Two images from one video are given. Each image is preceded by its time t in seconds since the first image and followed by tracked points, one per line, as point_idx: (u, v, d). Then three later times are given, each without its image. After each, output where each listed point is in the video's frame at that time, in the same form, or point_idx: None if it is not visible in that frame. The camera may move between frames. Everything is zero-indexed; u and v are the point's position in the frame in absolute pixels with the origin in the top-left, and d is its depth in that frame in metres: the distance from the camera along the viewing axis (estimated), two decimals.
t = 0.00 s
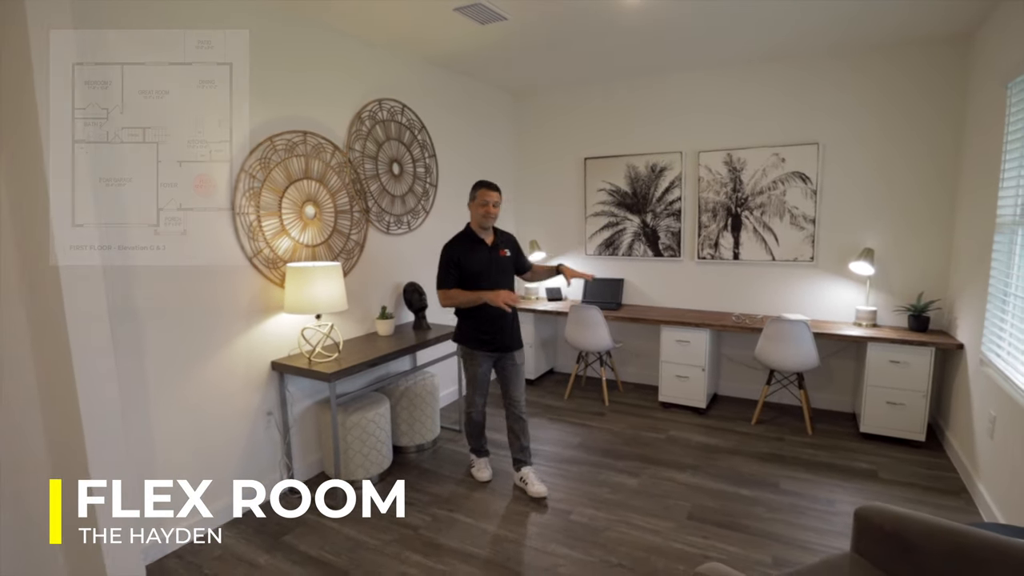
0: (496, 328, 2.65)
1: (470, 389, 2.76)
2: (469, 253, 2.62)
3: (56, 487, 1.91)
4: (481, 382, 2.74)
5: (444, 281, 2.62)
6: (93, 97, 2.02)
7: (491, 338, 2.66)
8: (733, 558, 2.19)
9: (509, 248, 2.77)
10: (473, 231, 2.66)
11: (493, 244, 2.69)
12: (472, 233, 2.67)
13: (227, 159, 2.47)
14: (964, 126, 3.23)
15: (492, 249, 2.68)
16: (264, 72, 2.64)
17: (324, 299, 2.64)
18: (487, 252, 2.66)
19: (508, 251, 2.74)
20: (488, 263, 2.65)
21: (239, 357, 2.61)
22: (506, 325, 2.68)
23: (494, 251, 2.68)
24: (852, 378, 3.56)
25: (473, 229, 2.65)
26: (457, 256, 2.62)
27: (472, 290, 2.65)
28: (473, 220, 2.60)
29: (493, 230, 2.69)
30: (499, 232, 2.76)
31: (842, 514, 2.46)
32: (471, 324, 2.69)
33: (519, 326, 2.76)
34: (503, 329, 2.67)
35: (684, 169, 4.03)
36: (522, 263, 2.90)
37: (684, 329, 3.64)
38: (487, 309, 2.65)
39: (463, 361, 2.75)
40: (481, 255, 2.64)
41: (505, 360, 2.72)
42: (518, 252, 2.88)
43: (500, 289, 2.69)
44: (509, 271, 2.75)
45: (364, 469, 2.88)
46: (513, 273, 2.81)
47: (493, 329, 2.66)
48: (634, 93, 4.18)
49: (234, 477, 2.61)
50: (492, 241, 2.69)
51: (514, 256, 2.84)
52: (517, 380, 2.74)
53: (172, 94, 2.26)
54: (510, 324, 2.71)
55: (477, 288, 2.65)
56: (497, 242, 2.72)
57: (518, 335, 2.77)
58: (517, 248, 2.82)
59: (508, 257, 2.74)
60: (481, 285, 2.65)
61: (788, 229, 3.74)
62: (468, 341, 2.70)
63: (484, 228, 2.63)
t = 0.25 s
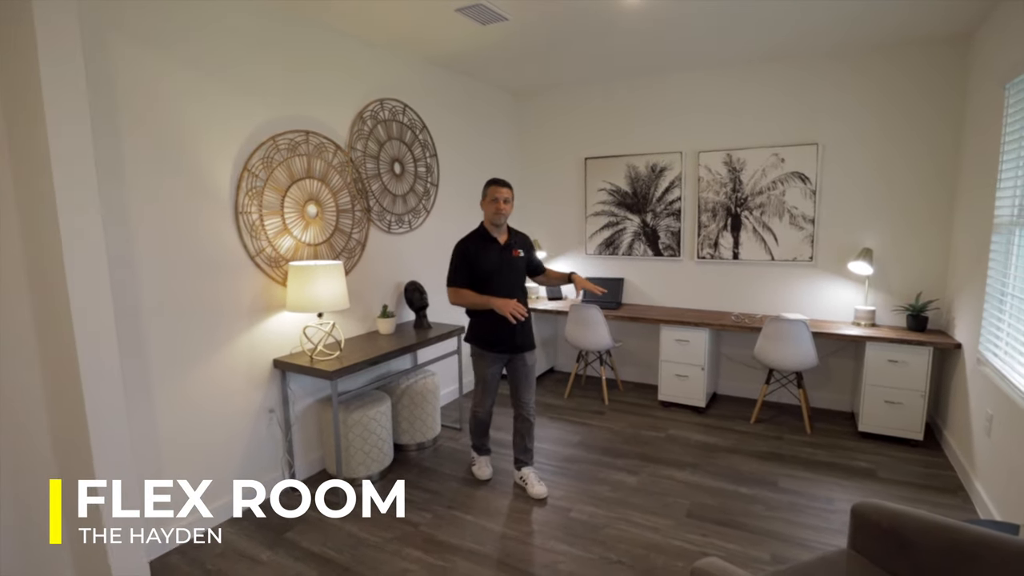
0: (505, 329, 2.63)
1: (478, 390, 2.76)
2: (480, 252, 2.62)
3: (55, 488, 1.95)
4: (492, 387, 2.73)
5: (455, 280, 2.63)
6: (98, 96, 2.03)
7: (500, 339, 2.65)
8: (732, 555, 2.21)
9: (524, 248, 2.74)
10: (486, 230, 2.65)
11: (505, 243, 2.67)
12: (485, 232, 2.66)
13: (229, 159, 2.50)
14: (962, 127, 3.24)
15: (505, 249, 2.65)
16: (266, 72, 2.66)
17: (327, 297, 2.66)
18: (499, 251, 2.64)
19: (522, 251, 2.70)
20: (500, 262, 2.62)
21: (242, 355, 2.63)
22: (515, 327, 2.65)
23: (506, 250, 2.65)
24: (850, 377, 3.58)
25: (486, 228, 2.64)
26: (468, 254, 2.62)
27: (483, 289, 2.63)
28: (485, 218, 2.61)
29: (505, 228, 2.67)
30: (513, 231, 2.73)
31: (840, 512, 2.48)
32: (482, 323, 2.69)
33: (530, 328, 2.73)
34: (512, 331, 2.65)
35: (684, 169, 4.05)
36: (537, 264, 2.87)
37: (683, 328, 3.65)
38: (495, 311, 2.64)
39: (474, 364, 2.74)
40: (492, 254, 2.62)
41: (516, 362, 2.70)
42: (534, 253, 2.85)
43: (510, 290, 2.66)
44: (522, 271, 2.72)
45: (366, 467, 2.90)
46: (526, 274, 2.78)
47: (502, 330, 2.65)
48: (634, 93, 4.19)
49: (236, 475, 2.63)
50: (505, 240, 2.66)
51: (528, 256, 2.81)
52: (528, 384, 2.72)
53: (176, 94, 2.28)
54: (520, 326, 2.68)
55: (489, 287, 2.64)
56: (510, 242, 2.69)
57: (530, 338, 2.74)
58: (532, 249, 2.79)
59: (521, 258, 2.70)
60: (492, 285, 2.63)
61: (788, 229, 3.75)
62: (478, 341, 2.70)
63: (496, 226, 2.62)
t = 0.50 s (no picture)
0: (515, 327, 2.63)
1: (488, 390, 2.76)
2: (492, 251, 2.63)
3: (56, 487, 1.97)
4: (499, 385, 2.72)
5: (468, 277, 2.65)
6: (102, 96, 2.05)
7: (510, 338, 2.65)
8: (729, 552, 2.23)
9: (536, 248, 2.75)
10: (500, 228, 2.67)
11: (518, 242, 2.68)
12: (498, 230, 2.68)
13: (231, 159, 2.52)
14: (959, 128, 3.26)
15: (518, 248, 2.67)
16: (268, 72, 2.68)
17: (328, 296, 2.68)
18: (511, 250, 2.65)
19: (535, 251, 2.71)
20: (512, 261, 2.64)
21: (243, 353, 2.64)
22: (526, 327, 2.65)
23: (519, 249, 2.67)
24: (848, 376, 3.60)
25: (500, 227, 2.66)
26: (480, 252, 2.64)
27: (494, 287, 2.65)
28: (498, 216, 2.62)
29: (519, 227, 2.68)
30: (526, 231, 2.75)
31: (837, 510, 2.50)
32: (492, 322, 2.69)
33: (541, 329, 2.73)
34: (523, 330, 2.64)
35: (683, 169, 4.07)
36: (549, 264, 2.87)
37: (682, 328, 3.67)
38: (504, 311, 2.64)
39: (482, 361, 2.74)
40: (505, 253, 2.64)
41: (525, 363, 2.71)
42: (546, 253, 2.86)
43: (522, 289, 2.67)
44: (534, 271, 2.73)
45: (366, 464, 2.92)
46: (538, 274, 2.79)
47: (512, 329, 2.64)
48: (633, 93, 4.21)
49: (237, 473, 2.65)
50: (518, 239, 2.68)
51: (541, 256, 2.82)
52: (535, 386, 2.73)
53: (178, 94, 2.30)
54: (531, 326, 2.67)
55: (500, 285, 2.65)
56: (523, 241, 2.70)
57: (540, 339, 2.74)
58: (545, 248, 2.80)
59: (534, 257, 2.71)
60: (503, 283, 2.64)
61: (786, 229, 3.77)
62: (488, 339, 2.69)
63: (509, 225, 2.64)
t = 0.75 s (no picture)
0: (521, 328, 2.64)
1: (495, 391, 2.69)
2: (499, 251, 2.65)
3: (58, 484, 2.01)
4: (507, 385, 2.67)
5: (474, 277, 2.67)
6: (104, 96, 2.07)
7: (516, 338, 2.65)
8: (726, 549, 2.25)
9: (543, 248, 2.76)
10: (506, 228, 2.68)
11: (525, 242, 2.69)
12: (505, 230, 2.69)
13: (232, 159, 2.54)
14: (955, 129, 3.29)
15: (524, 248, 2.68)
16: (269, 72, 2.70)
17: (328, 295, 2.70)
18: (518, 250, 2.66)
19: (541, 251, 2.72)
20: (518, 260, 2.65)
21: (244, 352, 2.66)
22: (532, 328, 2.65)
23: (525, 249, 2.68)
24: (845, 375, 3.62)
25: (506, 227, 2.67)
26: (487, 252, 2.65)
27: (500, 287, 2.66)
28: (505, 216, 2.63)
29: (525, 227, 2.69)
30: (533, 231, 2.76)
31: (833, 508, 2.52)
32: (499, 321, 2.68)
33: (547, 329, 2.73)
34: (529, 330, 2.65)
35: (681, 169, 4.09)
36: (556, 265, 2.88)
37: (680, 327, 3.70)
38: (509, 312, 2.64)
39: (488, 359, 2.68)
40: (511, 253, 2.65)
41: (529, 364, 2.71)
42: (553, 253, 2.87)
43: (528, 289, 2.68)
44: (540, 271, 2.74)
45: (366, 462, 2.94)
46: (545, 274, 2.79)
47: (518, 330, 2.64)
48: (632, 94, 4.24)
49: (238, 471, 2.67)
50: (524, 239, 2.69)
51: (547, 256, 2.83)
52: (538, 388, 2.72)
53: (180, 94, 2.32)
54: (537, 326, 2.68)
55: (506, 285, 2.66)
56: (530, 241, 2.71)
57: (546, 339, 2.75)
58: (551, 249, 2.81)
59: (541, 257, 2.72)
60: (510, 283, 2.65)
61: (783, 229, 3.80)
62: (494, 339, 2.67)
63: (516, 225, 2.65)
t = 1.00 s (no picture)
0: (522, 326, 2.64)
1: (502, 390, 2.63)
2: (500, 251, 2.67)
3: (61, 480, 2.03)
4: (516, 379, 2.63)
5: (477, 275, 2.70)
6: (108, 97, 2.09)
7: (518, 337, 2.64)
8: (721, 545, 2.28)
9: (543, 248, 2.79)
10: (508, 227, 2.70)
11: (526, 242, 2.72)
12: (507, 230, 2.71)
13: (233, 159, 2.56)
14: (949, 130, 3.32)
15: (526, 248, 2.71)
16: (270, 73, 2.72)
17: (328, 294, 2.72)
18: (520, 249, 2.69)
19: (542, 251, 2.76)
20: (520, 259, 2.68)
21: (244, 350, 2.69)
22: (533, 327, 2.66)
23: (526, 248, 2.70)
24: (841, 374, 3.65)
25: (508, 226, 2.69)
26: (489, 251, 2.67)
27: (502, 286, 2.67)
28: (507, 215, 2.65)
29: (527, 227, 2.71)
30: (535, 231, 2.79)
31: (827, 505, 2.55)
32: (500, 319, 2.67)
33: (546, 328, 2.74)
34: (529, 328, 2.65)
35: (679, 170, 4.11)
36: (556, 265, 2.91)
37: (677, 326, 3.72)
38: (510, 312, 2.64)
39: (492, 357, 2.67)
40: (513, 252, 2.68)
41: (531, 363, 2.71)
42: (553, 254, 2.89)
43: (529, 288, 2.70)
44: (541, 270, 2.77)
45: (365, 460, 2.97)
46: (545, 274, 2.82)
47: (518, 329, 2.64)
48: (630, 94, 4.26)
49: (239, 468, 2.70)
50: (526, 239, 2.72)
51: (548, 256, 2.86)
52: (538, 386, 2.74)
53: (182, 95, 2.35)
54: (537, 324, 2.68)
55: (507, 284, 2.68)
56: (531, 241, 2.74)
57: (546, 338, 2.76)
58: (552, 249, 2.85)
59: (542, 257, 2.76)
60: (511, 281, 2.66)
61: (780, 229, 3.82)
62: (495, 336, 2.65)
63: (518, 224, 2.67)
